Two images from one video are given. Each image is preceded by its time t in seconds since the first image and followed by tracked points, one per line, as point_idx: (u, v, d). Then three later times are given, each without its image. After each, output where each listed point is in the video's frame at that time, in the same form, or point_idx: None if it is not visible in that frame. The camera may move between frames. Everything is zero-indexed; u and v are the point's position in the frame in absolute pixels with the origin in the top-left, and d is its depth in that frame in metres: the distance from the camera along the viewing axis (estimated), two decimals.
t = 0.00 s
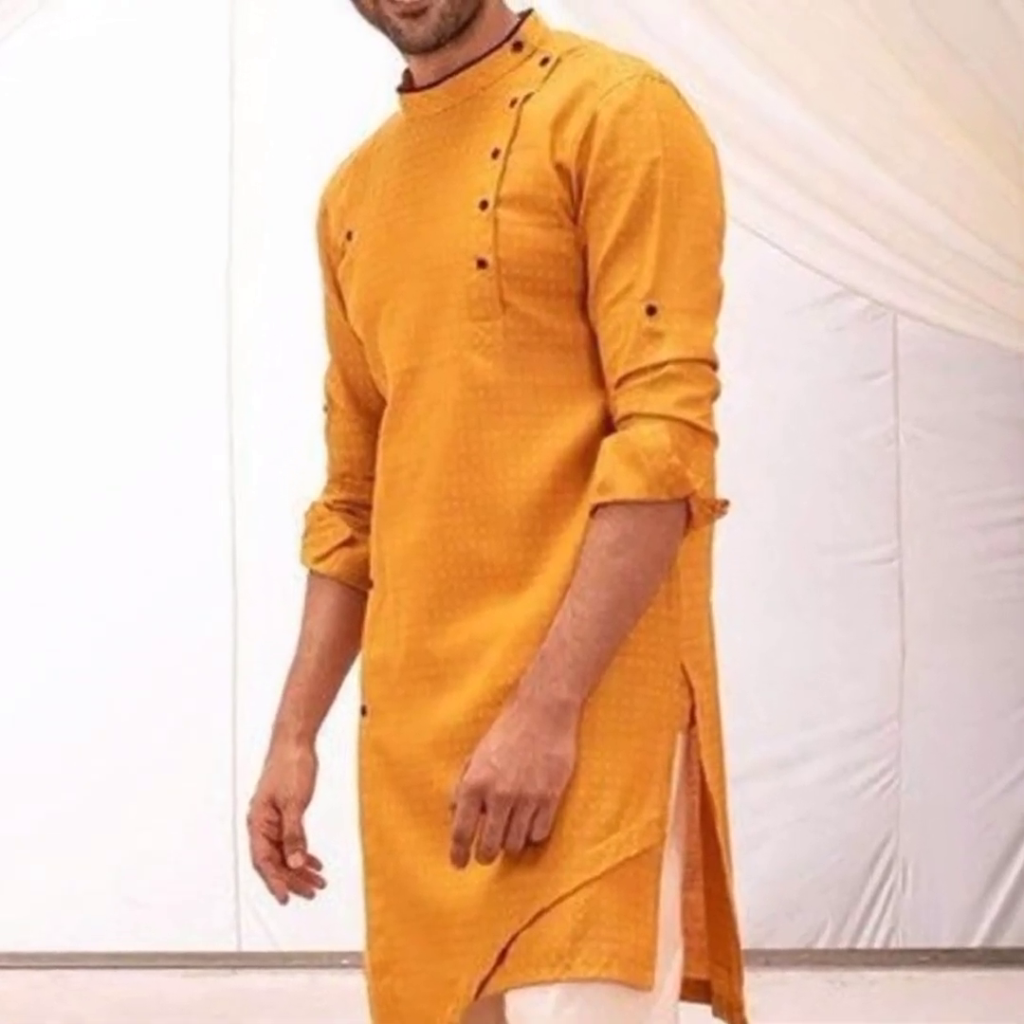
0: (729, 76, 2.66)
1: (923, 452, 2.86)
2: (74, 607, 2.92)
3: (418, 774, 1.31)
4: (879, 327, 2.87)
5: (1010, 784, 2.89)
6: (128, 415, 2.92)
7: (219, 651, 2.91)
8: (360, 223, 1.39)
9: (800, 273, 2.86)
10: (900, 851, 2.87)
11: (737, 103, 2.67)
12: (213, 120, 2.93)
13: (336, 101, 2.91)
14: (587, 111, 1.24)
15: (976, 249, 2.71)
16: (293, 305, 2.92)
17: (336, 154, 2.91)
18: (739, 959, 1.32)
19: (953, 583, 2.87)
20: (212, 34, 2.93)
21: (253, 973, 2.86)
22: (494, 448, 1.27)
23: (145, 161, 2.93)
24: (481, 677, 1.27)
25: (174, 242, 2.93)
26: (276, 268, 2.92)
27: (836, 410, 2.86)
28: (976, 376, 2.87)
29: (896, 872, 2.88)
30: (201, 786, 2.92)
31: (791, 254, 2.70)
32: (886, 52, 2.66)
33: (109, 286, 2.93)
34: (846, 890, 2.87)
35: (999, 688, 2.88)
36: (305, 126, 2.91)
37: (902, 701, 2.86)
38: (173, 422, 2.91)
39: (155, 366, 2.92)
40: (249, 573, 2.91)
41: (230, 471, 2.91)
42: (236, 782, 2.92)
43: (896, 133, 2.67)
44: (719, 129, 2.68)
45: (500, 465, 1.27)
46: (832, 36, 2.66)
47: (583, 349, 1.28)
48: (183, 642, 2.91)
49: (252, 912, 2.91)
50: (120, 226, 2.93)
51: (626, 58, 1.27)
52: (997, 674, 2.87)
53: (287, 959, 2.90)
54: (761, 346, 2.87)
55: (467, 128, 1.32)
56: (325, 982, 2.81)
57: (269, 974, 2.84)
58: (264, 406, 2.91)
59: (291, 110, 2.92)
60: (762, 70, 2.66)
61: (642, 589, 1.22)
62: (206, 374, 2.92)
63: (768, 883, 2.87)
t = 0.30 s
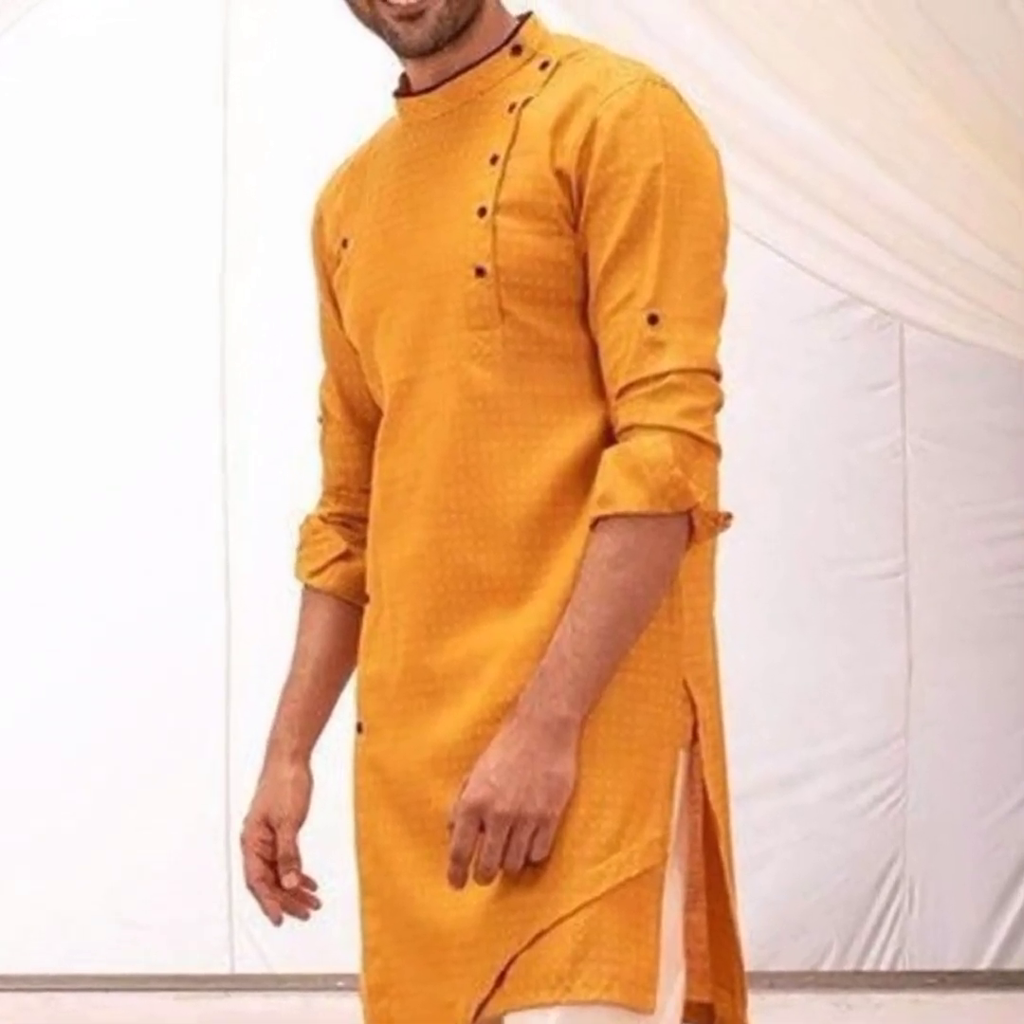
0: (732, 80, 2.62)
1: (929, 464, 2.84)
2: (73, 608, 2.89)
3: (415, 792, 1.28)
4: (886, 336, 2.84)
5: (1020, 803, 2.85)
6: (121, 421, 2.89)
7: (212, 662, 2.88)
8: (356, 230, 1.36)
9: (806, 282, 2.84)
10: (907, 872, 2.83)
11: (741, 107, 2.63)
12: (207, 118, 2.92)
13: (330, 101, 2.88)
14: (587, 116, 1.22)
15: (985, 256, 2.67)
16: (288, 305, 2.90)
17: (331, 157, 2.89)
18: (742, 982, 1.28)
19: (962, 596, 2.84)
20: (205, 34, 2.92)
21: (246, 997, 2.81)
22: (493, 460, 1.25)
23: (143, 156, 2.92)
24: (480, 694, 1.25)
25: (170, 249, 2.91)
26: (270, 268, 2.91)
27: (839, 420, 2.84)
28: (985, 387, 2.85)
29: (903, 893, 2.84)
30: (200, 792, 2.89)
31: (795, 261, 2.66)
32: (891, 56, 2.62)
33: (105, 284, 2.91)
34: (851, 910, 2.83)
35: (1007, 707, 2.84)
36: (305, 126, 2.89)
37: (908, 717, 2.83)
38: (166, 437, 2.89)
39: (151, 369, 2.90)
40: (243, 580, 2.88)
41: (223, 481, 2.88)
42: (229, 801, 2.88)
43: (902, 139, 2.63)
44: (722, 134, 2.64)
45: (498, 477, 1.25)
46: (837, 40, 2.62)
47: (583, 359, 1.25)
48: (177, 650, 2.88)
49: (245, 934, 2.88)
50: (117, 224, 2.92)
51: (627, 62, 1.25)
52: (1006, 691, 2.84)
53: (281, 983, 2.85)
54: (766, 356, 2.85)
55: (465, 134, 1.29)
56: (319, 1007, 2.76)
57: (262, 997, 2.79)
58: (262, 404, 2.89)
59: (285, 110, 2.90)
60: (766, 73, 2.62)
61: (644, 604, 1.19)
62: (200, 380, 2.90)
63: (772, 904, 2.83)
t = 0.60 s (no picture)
0: (735, 85, 2.61)
1: (936, 475, 2.83)
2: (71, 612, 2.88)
3: (413, 811, 1.26)
4: (892, 345, 2.83)
5: None
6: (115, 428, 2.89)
7: (209, 669, 2.86)
8: (352, 238, 1.34)
9: (810, 291, 2.83)
10: (914, 893, 2.82)
11: (745, 113, 2.62)
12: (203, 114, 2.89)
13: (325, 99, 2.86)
14: (588, 121, 1.19)
15: (994, 264, 2.66)
16: (284, 305, 2.88)
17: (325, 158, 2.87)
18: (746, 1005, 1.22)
19: (970, 610, 2.82)
20: (201, 30, 2.90)
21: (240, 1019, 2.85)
22: (491, 472, 1.22)
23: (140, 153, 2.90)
24: (478, 712, 1.22)
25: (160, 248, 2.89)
26: (264, 270, 2.89)
27: (844, 430, 2.83)
28: (994, 398, 2.84)
29: (909, 914, 2.82)
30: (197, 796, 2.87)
31: (800, 269, 2.66)
32: (898, 61, 2.62)
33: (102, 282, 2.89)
34: (856, 931, 2.82)
35: (1017, 724, 2.82)
36: (304, 126, 2.87)
37: (915, 733, 2.81)
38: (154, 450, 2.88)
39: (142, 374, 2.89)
40: (233, 586, 2.87)
41: (217, 498, 2.87)
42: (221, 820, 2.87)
43: (911, 146, 2.63)
44: (726, 139, 2.63)
45: (496, 490, 1.22)
46: (843, 44, 2.62)
47: (583, 369, 1.22)
48: (175, 653, 2.87)
49: (238, 957, 2.86)
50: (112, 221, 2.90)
51: (628, 66, 1.23)
52: (1015, 708, 2.82)
53: (274, 1007, 2.85)
54: (771, 365, 2.84)
55: (462, 139, 1.27)
56: None
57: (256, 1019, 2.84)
58: (260, 404, 2.88)
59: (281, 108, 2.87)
60: (770, 78, 2.61)
61: (645, 620, 1.16)
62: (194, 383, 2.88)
63: (776, 924, 2.83)
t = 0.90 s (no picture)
0: (739, 89, 2.58)
1: (946, 489, 2.98)
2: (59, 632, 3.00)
3: (410, 831, 1.23)
4: (899, 358, 2.97)
5: None
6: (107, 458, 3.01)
7: (203, 694, 3.02)
8: (347, 246, 1.31)
9: (815, 302, 2.96)
10: (922, 914, 2.96)
11: (749, 118, 2.60)
12: (190, 116, 2.99)
13: (312, 102, 2.99)
14: (588, 127, 1.17)
15: (1001, 271, 2.72)
16: (283, 306, 3.03)
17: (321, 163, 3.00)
18: None
19: (977, 627, 2.98)
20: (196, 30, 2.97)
21: None
22: (490, 485, 1.19)
23: (128, 141, 3.00)
24: (477, 730, 1.19)
25: (137, 235, 3.01)
26: (260, 273, 3.03)
27: (851, 440, 2.97)
28: (1002, 412, 2.99)
29: (918, 937, 2.96)
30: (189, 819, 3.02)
31: (806, 278, 2.70)
32: (905, 64, 2.58)
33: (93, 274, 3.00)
34: (863, 955, 2.95)
35: None
36: (305, 125, 2.99)
37: (923, 753, 2.97)
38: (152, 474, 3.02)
39: (126, 389, 3.01)
40: (226, 608, 3.02)
41: (208, 504, 3.02)
42: (212, 841, 3.01)
43: (918, 153, 2.63)
44: (729, 145, 2.63)
45: (494, 504, 1.19)
46: (851, 49, 2.57)
47: (584, 380, 1.19)
48: (172, 656, 3.01)
49: (231, 980, 3.01)
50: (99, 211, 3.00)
51: (630, 70, 1.20)
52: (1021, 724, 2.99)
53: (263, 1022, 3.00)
54: (777, 377, 2.96)
55: (461, 145, 1.24)
56: None
57: None
58: (260, 405, 3.03)
59: (271, 109, 3.00)
60: (778, 83, 2.58)
61: (647, 636, 1.14)
62: (183, 394, 3.02)
63: (781, 947, 2.94)
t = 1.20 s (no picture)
0: (742, 94, 2.24)
1: (952, 502, 2.69)
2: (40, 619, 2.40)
3: (406, 852, 1.20)
4: (906, 369, 2.68)
5: None
6: (99, 421, 2.41)
7: (192, 710, 2.43)
8: (343, 254, 1.29)
9: (821, 311, 2.66)
10: (930, 936, 2.68)
11: (751, 123, 2.26)
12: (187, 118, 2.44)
13: (313, 103, 2.44)
14: (588, 133, 1.14)
15: (1011, 281, 2.36)
16: (280, 310, 2.47)
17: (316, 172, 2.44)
18: None
19: (986, 644, 2.70)
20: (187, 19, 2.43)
21: None
22: (488, 499, 1.17)
23: (124, 133, 2.43)
24: (474, 749, 1.16)
25: (128, 272, 2.42)
26: (256, 277, 2.46)
27: (858, 453, 2.67)
28: (1010, 423, 2.71)
29: (925, 959, 2.69)
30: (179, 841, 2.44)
31: (809, 289, 2.33)
32: (911, 68, 2.28)
33: (68, 277, 2.41)
34: (869, 978, 2.66)
35: None
36: (303, 127, 2.44)
37: (930, 772, 2.69)
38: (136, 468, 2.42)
39: (107, 362, 2.42)
40: (218, 622, 2.44)
41: (202, 526, 2.44)
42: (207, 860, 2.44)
43: (924, 155, 2.30)
44: (731, 151, 2.28)
45: (492, 517, 1.17)
46: (856, 53, 2.26)
47: (585, 391, 1.17)
48: (155, 697, 2.43)
49: (225, 1004, 2.46)
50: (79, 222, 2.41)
51: (632, 75, 1.17)
52: None
53: None
54: (778, 390, 2.66)
55: (459, 152, 1.21)
56: None
57: None
58: (253, 411, 2.46)
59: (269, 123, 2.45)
60: (780, 87, 2.25)
61: (649, 653, 1.11)
62: (169, 369, 2.43)
63: (786, 972, 2.63)
